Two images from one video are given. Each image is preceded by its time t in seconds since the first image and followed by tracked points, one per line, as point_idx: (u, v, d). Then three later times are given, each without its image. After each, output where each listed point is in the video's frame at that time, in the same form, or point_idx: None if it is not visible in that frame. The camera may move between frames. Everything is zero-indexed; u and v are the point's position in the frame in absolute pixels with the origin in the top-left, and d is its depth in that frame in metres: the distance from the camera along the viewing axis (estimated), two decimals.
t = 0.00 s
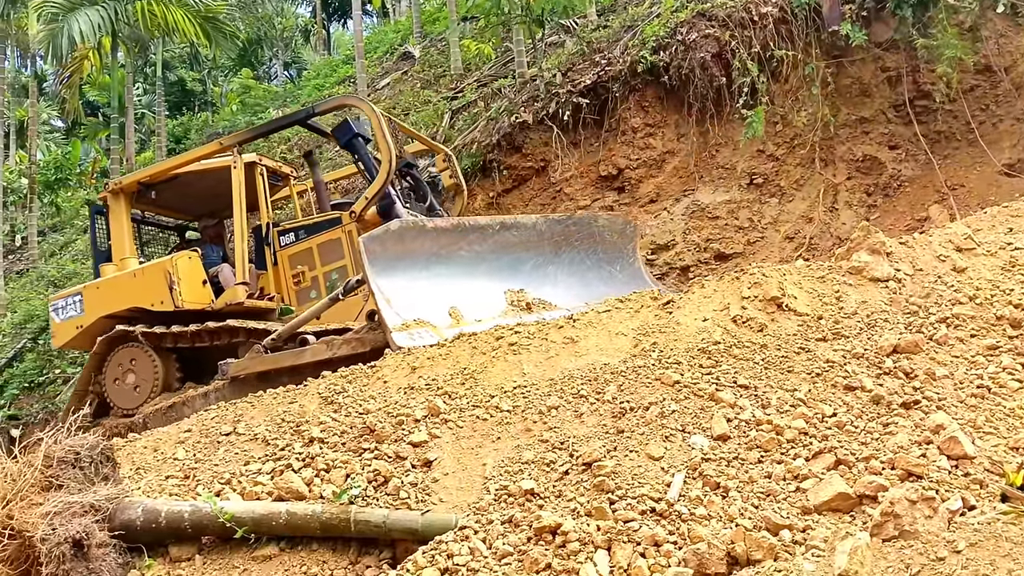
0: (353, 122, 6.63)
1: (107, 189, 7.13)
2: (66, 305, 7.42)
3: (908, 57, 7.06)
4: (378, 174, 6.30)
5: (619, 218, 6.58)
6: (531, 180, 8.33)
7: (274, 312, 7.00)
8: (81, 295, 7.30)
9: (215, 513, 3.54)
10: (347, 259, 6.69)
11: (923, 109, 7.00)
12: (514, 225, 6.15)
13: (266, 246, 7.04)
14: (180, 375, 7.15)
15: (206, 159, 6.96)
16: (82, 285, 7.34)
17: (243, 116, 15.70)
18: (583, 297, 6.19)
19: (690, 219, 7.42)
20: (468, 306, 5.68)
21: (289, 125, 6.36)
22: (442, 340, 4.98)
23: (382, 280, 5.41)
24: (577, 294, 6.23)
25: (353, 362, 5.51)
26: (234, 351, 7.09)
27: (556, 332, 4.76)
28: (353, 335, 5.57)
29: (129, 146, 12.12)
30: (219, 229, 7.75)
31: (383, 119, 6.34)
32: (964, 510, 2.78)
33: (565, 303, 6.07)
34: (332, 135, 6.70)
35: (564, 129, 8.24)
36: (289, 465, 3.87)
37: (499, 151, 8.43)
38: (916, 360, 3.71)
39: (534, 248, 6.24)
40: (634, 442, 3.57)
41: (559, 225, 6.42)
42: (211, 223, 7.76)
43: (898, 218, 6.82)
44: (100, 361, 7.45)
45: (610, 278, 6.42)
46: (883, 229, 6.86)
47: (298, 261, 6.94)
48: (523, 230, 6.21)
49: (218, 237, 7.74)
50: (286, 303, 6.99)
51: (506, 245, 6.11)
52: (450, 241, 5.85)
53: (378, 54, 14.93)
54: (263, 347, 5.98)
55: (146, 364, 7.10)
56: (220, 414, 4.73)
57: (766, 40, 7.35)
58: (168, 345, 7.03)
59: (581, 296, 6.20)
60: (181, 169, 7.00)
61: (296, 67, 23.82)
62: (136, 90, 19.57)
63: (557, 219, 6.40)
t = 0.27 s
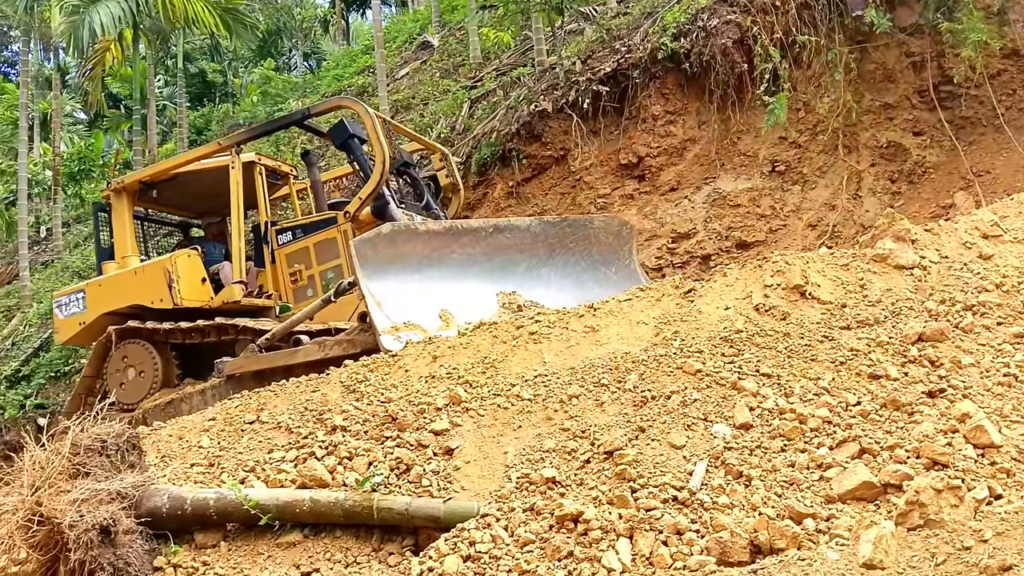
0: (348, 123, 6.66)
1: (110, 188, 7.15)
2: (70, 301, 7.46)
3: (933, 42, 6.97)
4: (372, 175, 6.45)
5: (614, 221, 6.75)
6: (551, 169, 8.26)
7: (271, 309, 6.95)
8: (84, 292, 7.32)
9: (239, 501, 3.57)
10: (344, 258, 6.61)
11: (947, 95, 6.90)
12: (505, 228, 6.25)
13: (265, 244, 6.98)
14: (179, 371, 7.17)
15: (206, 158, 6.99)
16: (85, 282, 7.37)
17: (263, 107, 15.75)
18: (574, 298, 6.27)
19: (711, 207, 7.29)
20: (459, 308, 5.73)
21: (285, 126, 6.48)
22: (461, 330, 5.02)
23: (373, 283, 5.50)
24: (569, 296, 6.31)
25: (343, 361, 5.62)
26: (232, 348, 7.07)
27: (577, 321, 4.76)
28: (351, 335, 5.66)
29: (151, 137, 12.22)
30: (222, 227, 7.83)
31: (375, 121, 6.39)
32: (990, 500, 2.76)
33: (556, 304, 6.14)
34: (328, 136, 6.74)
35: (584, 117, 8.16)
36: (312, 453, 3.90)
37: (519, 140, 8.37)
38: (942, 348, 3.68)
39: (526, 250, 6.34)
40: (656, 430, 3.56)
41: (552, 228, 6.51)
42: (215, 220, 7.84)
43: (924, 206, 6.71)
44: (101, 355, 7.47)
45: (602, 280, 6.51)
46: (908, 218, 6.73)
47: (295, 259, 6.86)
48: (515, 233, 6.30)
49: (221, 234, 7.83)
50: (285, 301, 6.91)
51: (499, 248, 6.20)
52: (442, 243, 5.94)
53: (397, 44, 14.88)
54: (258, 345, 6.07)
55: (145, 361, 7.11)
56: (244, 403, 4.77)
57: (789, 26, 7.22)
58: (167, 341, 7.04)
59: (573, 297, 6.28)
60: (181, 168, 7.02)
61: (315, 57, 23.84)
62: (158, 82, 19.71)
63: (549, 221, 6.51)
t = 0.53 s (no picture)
0: (347, 122, 6.63)
1: (114, 187, 7.22)
2: (76, 296, 7.53)
3: (962, 25, 6.74)
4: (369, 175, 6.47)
5: (612, 221, 6.75)
6: (573, 157, 8.20)
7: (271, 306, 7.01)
8: (90, 288, 7.39)
9: (266, 487, 3.61)
10: (341, 256, 6.66)
11: (976, 79, 6.65)
12: (502, 229, 6.21)
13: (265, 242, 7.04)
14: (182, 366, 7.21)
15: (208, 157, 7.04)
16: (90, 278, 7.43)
17: (285, 97, 15.79)
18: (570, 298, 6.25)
19: (736, 193, 7.17)
20: (453, 309, 5.71)
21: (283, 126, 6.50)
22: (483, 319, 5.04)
23: (368, 285, 5.44)
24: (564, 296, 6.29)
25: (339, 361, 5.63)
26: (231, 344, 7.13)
27: (599, 309, 4.75)
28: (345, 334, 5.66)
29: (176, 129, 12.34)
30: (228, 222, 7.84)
31: (372, 123, 6.36)
32: (1019, 489, 2.72)
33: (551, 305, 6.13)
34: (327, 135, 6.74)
35: (607, 104, 8.09)
36: (337, 440, 3.93)
37: (540, 128, 8.31)
38: (970, 335, 3.64)
39: (521, 251, 6.30)
40: (679, 418, 3.56)
41: (548, 228, 6.48)
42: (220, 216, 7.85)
43: (951, 191, 6.42)
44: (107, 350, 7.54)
45: (598, 280, 6.49)
46: (935, 203, 6.45)
47: (295, 257, 6.91)
48: (512, 233, 6.27)
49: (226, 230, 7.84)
50: (284, 297, 6.98)
51: (494, 248, 6.17)
52: (437, 245, 5.89)
53: (418, 33, 14.84)
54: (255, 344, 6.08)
55: (148, 356, 7.17)
56: (269, 390, 4.82)
57: (813, 10, 7.07)
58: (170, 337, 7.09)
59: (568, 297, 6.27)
60: (184, 168, 7.08)
61: (337, 47, 23.85)
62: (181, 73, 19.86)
63: (546, 222, 6.46)
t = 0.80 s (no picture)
0: (347, 122, 6.65)
1: (124, 183, 7.24)
2: (85, 292, 7.62)
3: (993, 7, 6.44)
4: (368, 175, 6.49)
5: (613, 221, 6.79)
6: (595, 144, 8.08)
7: (273, 303, 6.97)
8: (98, 283, 7.47)
9: (293, 474, 3.65)
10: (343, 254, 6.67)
11: (1007, 63, 6.39)
12: (500, 230, 6.25)
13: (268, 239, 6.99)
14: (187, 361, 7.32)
15: (214, 155, 7.06)
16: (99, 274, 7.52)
17: (307, 88, 15.82)
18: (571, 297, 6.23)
19: (760, 180, 7.01)
20: (451, 310, 5.73)
21: (284, 127, 6.53)
22: (506, 307, 5.06)
23: (364, 285, 5.53)
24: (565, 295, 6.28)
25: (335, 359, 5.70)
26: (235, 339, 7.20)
27: (623, 298, 4.74)
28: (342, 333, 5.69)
29: (201, 119, 12.46)
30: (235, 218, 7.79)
31: (372, 124, 6.38)
32: None
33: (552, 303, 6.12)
34: (328, 134, 6.76)
35: (629, 92, 7.94)
36: (362, 428, 3.96)
37: (563, 115, 8.19)
38: (1001, 323, 3.58)
39: (521, 251, 6.33)
40: (704, 407, 3.54)
41: (548, 229, 6.50)
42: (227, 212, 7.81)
43: (980, 177, 6.16)
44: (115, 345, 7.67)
45: (599, 279, 6.47)
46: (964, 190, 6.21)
47: (297, 253, 6.87)
48: (510, 234, 6.30)
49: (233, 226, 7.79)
50: (285, 293, 6.89)
51: (493, 249, 6.20)
52: (434, 246, 5.94)
53: (440, 21, 14.73)
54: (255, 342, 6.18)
55: (155, 351, 7.27)
56: (296, 378, 4.87)
57: None
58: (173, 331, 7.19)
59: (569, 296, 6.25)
60: (190, 165, 7.12)
61: (360, 36, 23.81)
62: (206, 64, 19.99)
63: (545, 222, 6.49)
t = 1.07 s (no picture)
0: (347, 121, 6.61)
1: (132, 180, 7.31)
2: (95, 286, 7.74)
3: None
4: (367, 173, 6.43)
5: (614, 219, 6.70)
6: (617, 132, 7.94)
7: (276, 298, 7.12)
8: (107, 278, 7.58)
9: (317, 461, 3.69)
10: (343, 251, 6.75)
11: None
12: (496, 228, 6.22)
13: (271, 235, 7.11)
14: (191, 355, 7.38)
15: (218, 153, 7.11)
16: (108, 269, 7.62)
17: (328, 78, 15.83)
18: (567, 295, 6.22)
19: (783, 168, 6.81)
20: (446, 309, 5.72)
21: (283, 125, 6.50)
22: (529, 296, 5.07)
23: (358, 285, 5.49)
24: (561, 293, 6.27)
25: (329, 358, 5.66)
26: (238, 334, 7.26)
27: (645, 287, 4.72)
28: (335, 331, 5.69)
29: (223, 110, 12.53)
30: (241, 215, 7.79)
31: (370, 121, 6.35)
32: None
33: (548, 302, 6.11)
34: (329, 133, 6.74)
35: (651, 79, 7.80)
36: (385, 416, 3.99)
37: (584, 104, 8.08)
38: None
39: (518, 250, 6.30)
40: (728, 396, 3.53)
41: (545, 227, 6.47)
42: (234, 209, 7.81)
43: (1007, 164, 5.99)
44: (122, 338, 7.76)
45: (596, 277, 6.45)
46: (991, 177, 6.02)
47: (299, 250, 6.99)
48: (507, 233, 6.27)
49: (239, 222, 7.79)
50: (288, 289, 7.06)
51: (489, 248, 6.18)
52: (430, 245, 5.91)
53: (461, 9, 14.62)
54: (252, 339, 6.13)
55: (159, 344, 7.35)
56: (319, 367, 4.91)
57: None
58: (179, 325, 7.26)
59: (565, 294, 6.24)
60: (195, 163, 7.17)
61: (380, 26, 23.75)
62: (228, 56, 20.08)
63: (542, 220, 6.45)
